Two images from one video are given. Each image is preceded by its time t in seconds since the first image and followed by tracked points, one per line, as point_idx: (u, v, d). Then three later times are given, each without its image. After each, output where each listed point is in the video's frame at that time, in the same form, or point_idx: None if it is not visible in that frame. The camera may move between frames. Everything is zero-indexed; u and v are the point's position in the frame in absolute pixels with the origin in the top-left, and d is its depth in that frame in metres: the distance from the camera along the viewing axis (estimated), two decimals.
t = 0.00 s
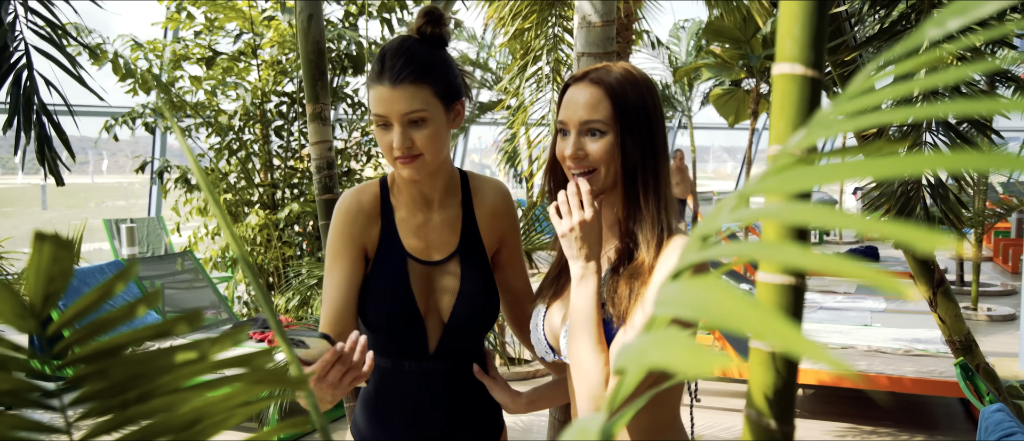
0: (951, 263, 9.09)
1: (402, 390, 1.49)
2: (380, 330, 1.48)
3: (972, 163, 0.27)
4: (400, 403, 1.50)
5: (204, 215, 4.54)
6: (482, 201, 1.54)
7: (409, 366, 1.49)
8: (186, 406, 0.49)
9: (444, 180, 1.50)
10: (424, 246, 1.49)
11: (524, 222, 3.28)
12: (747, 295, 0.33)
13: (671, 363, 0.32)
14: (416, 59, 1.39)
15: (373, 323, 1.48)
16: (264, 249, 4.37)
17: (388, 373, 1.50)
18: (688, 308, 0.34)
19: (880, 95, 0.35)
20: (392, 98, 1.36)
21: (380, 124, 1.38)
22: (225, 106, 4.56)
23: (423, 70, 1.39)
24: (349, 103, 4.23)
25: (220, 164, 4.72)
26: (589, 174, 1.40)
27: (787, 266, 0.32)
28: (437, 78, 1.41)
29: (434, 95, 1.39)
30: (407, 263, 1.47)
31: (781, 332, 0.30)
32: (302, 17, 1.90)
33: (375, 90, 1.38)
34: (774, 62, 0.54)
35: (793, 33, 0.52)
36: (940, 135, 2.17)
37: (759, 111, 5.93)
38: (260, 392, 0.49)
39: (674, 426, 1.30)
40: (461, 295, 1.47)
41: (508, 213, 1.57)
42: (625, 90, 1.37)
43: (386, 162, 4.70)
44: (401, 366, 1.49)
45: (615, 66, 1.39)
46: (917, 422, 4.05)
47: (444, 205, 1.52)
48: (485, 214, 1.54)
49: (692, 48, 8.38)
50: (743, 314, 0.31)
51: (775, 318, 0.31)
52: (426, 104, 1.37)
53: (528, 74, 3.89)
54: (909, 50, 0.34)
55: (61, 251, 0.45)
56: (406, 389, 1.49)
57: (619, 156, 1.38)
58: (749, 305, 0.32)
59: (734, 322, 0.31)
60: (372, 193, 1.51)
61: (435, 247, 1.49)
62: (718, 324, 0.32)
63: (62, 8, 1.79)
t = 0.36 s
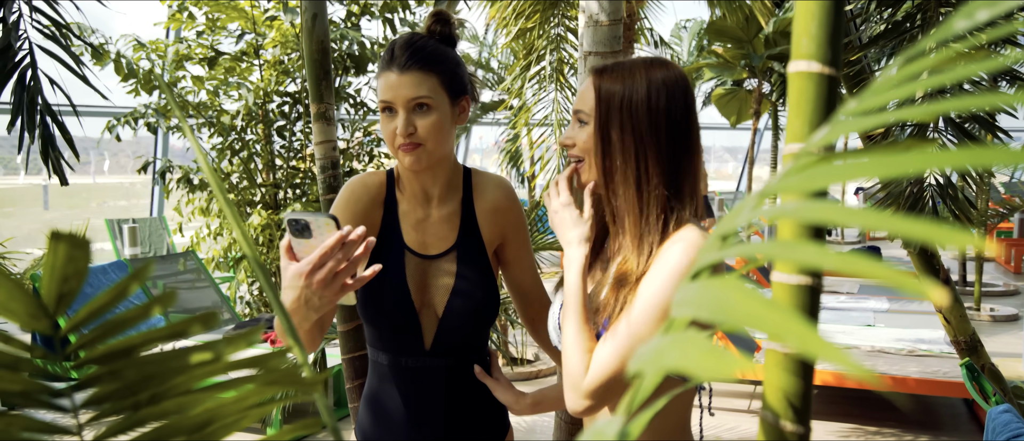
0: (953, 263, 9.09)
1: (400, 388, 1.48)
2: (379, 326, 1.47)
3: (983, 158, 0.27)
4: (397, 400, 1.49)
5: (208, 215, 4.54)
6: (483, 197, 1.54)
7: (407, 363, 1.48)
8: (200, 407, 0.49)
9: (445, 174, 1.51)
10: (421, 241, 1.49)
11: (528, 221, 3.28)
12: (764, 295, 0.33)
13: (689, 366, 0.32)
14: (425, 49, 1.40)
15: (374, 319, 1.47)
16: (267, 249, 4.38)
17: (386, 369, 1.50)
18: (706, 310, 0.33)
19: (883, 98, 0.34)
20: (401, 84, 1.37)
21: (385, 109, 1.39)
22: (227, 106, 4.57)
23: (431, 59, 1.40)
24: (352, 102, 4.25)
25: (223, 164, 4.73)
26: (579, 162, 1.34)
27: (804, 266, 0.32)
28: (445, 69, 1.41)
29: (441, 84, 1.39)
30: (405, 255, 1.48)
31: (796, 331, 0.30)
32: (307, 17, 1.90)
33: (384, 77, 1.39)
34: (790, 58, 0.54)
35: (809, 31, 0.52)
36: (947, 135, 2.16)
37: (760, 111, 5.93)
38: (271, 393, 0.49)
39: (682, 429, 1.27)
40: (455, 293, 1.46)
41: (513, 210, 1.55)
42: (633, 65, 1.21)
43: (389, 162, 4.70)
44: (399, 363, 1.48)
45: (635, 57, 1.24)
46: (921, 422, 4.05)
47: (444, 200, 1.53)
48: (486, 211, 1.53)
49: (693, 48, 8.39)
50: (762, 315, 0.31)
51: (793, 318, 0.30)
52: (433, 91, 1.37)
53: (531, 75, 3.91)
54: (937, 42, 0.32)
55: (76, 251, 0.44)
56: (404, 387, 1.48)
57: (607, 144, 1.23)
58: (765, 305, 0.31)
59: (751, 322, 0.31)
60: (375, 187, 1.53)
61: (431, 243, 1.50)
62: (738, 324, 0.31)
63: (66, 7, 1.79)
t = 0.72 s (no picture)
0: (958, 264, 9.07)
1: (394, 393, 1.46)
2: (370, 331, 1.45)
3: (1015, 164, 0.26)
4: (388, 405, 1.47)
5: (211, 215, 4.53)
6: (469, 195, 1.52)
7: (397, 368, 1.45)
8: (208, 417, 0.47)
9: (435, 176, 1.49)
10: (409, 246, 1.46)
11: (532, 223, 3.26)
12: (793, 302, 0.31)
13: (722, 382, 0.30)
14: (438, 48, 1.40)
15: (365, 324, 1.45)
16: (271, 249, 4.37)
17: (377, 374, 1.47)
18: (734, 319, 0.32)
19: (918, 98, 0.34)
20: (421, 74, 1.36)
21: (394, 99, 1.37)
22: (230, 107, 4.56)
23: (444, 57, 1.40)
24: (355, 103, 4.24)
25: (226, 165, 4.72)
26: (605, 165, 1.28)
27: (830, 272, 0.30)
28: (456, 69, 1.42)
29: (453, 81, 1.40)
30: (393, 261, 1.44)
31: (824, 338, 0.28)
32: (312, 18, 1.89)
33: (398, 66, 1.37)
34: (811, 58, 0.54)
35: (831, 31, 0.51)
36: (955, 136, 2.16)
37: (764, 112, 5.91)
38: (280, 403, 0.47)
39: None
40: (446, 297, 1.44)
41: (500, 208, 1.54)
42: (662, 68, 1.13)
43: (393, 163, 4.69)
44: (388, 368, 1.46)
45: (667, 58, 1.15)
46: (928, 424, 4.03)
47: (433, 204, 1.50)
48: (472, 211, 1.51)
49: (697, 48, 8.38)
50: (791, 323, 0.29)
51: (827, 326, 0.29)
52: (449, 85, 1.38)
53: (535, 75, 3.90)
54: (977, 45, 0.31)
55: (78, 258, 0.43)
56: (396, 392, 1.46)
57: (622, 149, 1.17)
58: (793, 311, 0.30)
59: (780, 330, 0.29)
60: (363, 190, 1.48)
61: (420, 246, 1.46)
62: (764, 334, 0.30)
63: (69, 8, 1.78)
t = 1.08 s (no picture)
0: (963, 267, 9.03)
1: (387, 404, 1.45)
2: (364, 343, 1.44)
3: None
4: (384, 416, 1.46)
5: (216, 218, 4.53)
6: (463, 218, 1.50)
7: (391, 380, 1.44)
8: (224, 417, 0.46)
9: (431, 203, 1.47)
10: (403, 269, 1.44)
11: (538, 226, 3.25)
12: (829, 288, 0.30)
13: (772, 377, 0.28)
14: (439, 72, 1.39)
15: (359, 337, 1.44)
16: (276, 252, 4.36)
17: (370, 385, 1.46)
18: (772, 311, 0.30)
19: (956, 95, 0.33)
20: (422, 101, 1.34)
21: (395, 127, 1.35)
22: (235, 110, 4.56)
23: (442, 81, 1.39)
24: (360, 105, 4.24)
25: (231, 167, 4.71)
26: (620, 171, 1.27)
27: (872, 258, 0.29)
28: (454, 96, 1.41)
29: (452, 107, 1.39)
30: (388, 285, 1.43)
31: (858, 317, 0.26)
32: (320, 19, 1.89)
33: (397, 91, 1.36)
34: (837, 53, 0.53)
35: (858, 24, 0.50)
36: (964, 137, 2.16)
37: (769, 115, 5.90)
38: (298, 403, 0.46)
39: None
40: (440, 315, 1.44)
41: (492, 232, 1.51)
42: (677, 69, 1.12)
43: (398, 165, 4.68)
44: (383, 380, 1.45)
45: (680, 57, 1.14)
46: (936, 428, 4.01)
47: (427, 226, 1.48)
48: (466, 234, 1.49)
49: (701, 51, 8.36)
50: (827, 305, 0.28)
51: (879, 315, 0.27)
52: (449, 114, 1.37)
53: (540, 77, 3.90)
54: None
55: (95, 256, 0.42)
56: (390, 404, 1.45)
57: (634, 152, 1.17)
58: (831, 294, 0.28)
59: (807, 315, 0.28)
60: (359, 208, 1.44)
61: (414, 269, 1.45)
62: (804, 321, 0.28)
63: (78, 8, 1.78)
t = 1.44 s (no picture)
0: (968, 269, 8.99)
1: (405, 401, 1.43)
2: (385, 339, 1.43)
3: None
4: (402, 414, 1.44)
5: (220, 220, 4.52)
6: (489, 211, 1.51)
7: (411, 376, 1.43)
8: (248, 415, 0.45)
9: (454, 190, 1.48)
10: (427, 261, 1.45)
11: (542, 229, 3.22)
12: (888, 279, 0.29)
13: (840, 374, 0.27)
14: (466, 54, 1.42)
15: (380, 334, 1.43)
16: (280, 255, 4.36)
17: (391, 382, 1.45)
18: (828, 303, 0.28)
19: (1005, 81, 0.32)
20: (451, 77, 1.37)
21: (425, 103, 1.37)
22: (239, 112, 4.56)
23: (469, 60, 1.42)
24: (365, 108, 4.26)
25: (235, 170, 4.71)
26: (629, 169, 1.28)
27: (935, 247, 0.27)
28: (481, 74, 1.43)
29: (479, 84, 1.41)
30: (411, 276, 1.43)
31: (936, 309, 0.25)
32: (329, 18, 1.88)
33: (425, 68, 1.38)
34: (866, 46, 0.51)
35: (889, 16, 0.48)
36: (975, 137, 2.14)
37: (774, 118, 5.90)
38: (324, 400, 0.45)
39: None
40: (464, 309, 1.43)
41: (520, 226, 1.52)
42: (690, 66, 1.15)
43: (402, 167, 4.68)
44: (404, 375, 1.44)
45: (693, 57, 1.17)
46: (943, 432, 3.98)
47: (450, 217, 1.50)
48: (492, 228, 1.50)
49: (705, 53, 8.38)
50: (889, 299, 0.26)
51: (945, 305, 0.26)
52: (478, 91, 1.40)
53: (546, 80, 3.90)
54: None
55: (123, 245, 0.41)
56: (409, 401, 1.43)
57: (650, 148, 1.19)
58: (895, 285, 0.27)
59: (870, 308, 0.26)
60: (376, 201, 1.45)
61: (438, 260, 1.46)
62: (864, 316, 0.26)
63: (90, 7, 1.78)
